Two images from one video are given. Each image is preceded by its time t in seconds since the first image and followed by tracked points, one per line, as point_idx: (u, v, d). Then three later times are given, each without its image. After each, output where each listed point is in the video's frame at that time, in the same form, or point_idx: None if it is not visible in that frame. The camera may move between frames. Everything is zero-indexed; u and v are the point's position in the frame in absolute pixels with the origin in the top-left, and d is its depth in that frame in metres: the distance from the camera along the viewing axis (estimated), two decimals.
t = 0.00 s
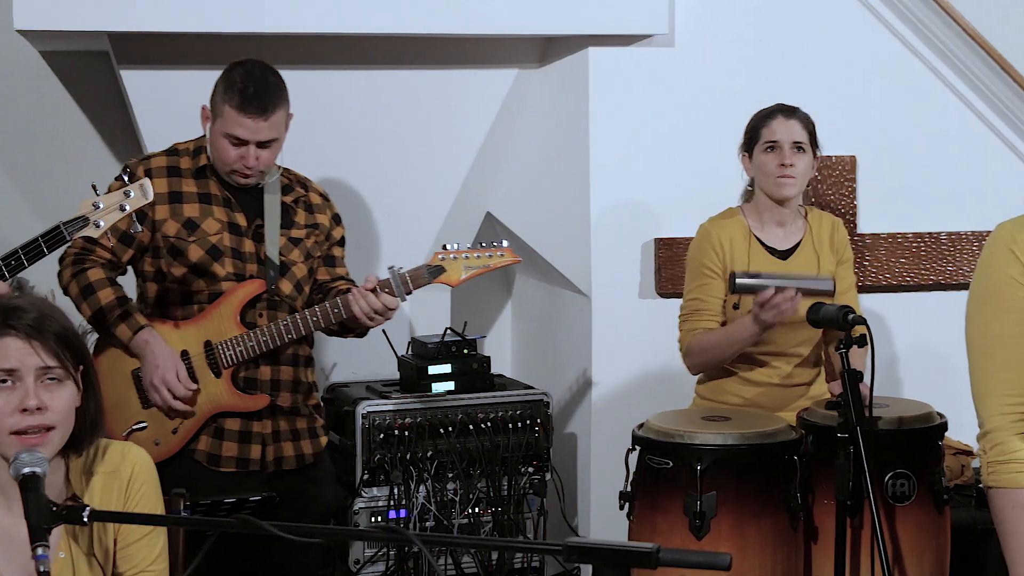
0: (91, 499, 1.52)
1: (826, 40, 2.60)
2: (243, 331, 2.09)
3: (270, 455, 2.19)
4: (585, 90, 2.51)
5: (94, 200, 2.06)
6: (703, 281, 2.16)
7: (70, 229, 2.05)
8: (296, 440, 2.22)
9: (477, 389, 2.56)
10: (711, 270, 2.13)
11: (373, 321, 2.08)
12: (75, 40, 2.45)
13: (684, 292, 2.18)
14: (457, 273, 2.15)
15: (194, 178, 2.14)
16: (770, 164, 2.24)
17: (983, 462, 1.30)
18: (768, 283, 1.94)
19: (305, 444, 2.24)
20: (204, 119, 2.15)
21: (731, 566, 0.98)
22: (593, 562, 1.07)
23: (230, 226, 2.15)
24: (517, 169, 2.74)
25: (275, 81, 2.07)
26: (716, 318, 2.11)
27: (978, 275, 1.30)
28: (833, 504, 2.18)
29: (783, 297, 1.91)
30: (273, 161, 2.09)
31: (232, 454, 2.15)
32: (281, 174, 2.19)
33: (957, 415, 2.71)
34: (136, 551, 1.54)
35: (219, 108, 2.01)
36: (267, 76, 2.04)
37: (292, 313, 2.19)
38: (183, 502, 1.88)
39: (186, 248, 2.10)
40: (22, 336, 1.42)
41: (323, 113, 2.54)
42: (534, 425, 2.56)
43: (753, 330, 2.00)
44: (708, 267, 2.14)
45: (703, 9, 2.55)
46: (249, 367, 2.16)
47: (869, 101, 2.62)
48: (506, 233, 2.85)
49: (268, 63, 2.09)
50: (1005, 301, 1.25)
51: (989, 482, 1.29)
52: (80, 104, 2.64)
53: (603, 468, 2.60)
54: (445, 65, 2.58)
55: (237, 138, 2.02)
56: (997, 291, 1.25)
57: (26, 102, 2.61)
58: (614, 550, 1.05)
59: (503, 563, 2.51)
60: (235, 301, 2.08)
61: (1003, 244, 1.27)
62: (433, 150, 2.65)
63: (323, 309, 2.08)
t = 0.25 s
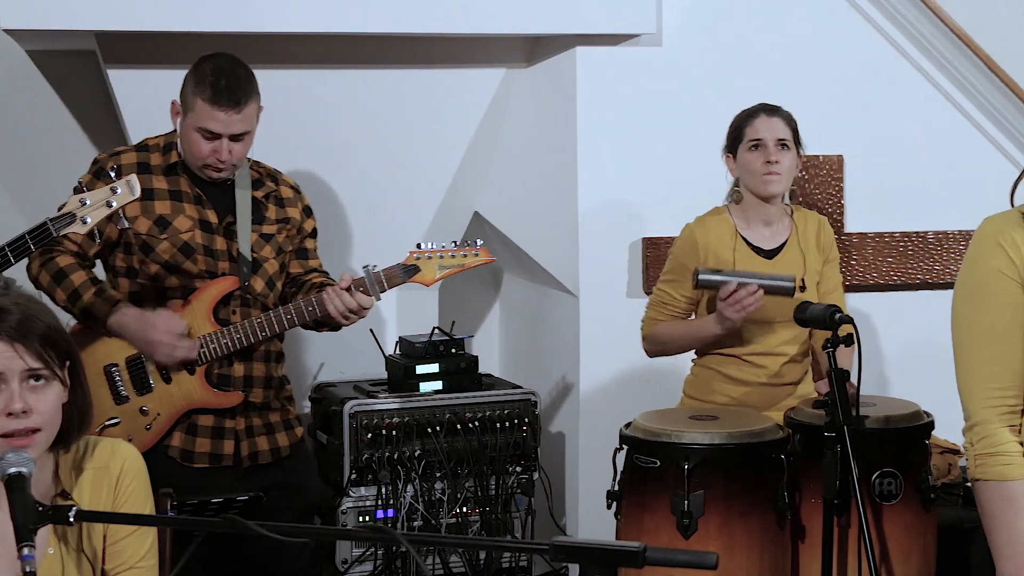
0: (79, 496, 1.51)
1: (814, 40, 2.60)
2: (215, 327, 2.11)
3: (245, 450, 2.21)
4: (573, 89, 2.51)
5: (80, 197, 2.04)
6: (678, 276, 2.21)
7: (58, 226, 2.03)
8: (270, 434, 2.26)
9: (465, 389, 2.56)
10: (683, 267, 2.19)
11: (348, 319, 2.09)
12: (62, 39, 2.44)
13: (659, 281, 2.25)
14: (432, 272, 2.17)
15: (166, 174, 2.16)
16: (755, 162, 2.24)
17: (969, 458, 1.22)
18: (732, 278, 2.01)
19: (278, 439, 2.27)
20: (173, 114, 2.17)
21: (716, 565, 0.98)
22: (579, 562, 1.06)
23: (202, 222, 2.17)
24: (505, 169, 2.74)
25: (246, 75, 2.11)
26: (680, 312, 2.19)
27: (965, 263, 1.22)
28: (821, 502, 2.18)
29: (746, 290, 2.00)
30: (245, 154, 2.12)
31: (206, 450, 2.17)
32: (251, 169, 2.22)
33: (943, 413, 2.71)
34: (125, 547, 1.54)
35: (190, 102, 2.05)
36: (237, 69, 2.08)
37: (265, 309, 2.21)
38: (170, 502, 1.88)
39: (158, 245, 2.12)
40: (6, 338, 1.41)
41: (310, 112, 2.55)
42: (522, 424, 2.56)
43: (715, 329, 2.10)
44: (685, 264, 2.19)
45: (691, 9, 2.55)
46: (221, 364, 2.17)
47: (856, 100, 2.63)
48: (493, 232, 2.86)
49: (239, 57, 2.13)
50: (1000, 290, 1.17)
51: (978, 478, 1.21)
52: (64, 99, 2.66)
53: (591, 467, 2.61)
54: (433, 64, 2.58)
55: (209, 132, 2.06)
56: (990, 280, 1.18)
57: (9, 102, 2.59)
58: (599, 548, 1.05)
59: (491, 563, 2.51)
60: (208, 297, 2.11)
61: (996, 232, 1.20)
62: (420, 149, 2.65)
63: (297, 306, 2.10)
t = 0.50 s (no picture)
0: (67, 501, 1.52)
1: (802, 39, 2.60)
2: (198, 329, 2.15)
3: (227, 449, 2.28)
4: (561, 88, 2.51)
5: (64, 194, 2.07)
6: (664, 281, 2.18)
7: (42, 223, 2.06)
8: (252, 431, 2.33)
9: (452, 388, 2.56)
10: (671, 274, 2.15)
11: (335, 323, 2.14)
12: (48, 37, 2.44)
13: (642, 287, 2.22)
14: (415, 275, 2.22)
15: (145, 176, 2.20)
16: (739, 163, 2.26)
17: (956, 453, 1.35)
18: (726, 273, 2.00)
19: (257, 436, 2.33)
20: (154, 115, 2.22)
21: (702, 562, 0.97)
22: (565, 562, 1.05)
23: (182, 224, 2.21)
24: (492, 169, 2.75)
25: (227, 78, 2.17)
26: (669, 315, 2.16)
27: (949, 270, 1.35)
28: (808, 501, 2.18)
29: (739, 284, 1.99)
30: (226, 157, 2.18)
31: (187, 450, 2.23)
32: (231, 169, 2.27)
33: (929, 412, 2.72)
34: (111, 551, 1.54)
35: (173, 106, 2.11)
36: (219, 73, 2.13)
37: (245, 309, 2.26)
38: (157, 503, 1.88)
39: (139, 247, 2.16)
40: None
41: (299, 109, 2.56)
42: (510, 424, 2.56)
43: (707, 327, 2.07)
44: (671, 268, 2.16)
45: (679, 8, 2.55)
46: (203, 365, 2.23)
47: (844, 100, 2.64)
48: (481, 232, 2.86)
49: (220, 60, 2.19)
50: (980, 292, 1.31)
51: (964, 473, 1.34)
52: (47, 94, 2.68)
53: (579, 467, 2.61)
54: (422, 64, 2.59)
55: (192, 136, 2.12)
56: (971, 283, 1.31)
57: None
58: (583, 549, 1.04)
59: (479, 562, 2.51)
60: (190, 299, 2.15)
61: (975, 241, 1.34)
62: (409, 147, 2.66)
63: (280, 309, 2.15)
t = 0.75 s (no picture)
0: (49, 496, 1.52)
1: (789, 39, 2.61)
2: (184, 327, 2.20)
3: (213, 449, 2.31)
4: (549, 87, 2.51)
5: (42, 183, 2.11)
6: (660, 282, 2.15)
7: (19, 214, 2.08)
8: (237, 430, 2.36)
9: (442, 387, 2.56)
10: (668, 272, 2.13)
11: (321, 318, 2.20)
12: (36, 38, 2.45)
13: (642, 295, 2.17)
14: (400, 271, 2.27)
15: (129, 175, 2.25)
16: (721, 159, 2.25)
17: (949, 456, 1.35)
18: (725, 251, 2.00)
19: (243, 434, 2.36)
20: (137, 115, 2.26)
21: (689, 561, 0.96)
22: (553, 561, 1.05)
23: (166, 223, 2.26)
24: (481, 168, 2.76)
25: (211, 78, 2.20)
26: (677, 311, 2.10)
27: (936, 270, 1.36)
28: (796, 500, 2.18)
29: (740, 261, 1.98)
30: (210, 158, 2.22)
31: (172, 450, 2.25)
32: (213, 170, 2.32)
33: (918, 411, 2.73)
34: (95, 547, 1.54)
35: (158, 107, 2.14)
36: (203, 74, 2.16)
37: (229, 308, 2.32)
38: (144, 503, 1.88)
39: (123, 245, 2.21)
40: None
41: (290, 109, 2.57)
42: (499, 423, 2.56)
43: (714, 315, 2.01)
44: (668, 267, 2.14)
45: (667, 8, 2.55)
46: (188, 363, 2.26)
47: (832, 99, 2.65)
48: (470, 231, 2.87)
49: (203, 60, 2.22)
50: (969, 292, 1.31)
51: (957, 476, 1.34)
52: (36, 95, 2.70)
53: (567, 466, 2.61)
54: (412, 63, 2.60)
55: (177, 137, 2.15)
56: (960, 283, 1.32)
57: None
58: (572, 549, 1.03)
59: (467, 562, 2.50)
60: (175, 297, 2.20)
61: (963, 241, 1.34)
62: (398, 146, 2.69)
63: (267, 305, 2.20)
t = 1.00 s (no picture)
0: (36, 499, 1.50)
1: (778, 38, 2.62)
2: (169, 325, 2.22)
3: (200, 447, 2.31)
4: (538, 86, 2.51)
5: (23, 177, 2.15)
6: (640, 284, 2.18)
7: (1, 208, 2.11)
8: (225, 429, 2.36)
9: (431, 387, 2.56)
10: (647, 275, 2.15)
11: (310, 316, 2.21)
12: (25, 37, 2.45)
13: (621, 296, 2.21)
14: (388, 269, 2.29)
15: (115, 173, 2.25)
16: (712, 161, 2.26)
17: (942, 459, 1.35)
18: (700, 269, 1.98)
19: (230, 433, 2.36)
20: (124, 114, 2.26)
21: (677, 561, 0.96)
22: (540, 560, 1.05)
23: (152, 221, 2.27)
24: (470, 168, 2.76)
25: (199, 77, 2.21)
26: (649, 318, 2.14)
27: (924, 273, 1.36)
28: (785, 499, 2.19)
29: (716, 278, 1.97)
30: (197, 156, 2.23)
31: (159, 449, 2.26)
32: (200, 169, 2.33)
33: (907, 411, 2.74)
34: (82, 549, 1.53)
35: (145, 105, 2.14)
36: (191, 72, 2.17)
37: (216, 306, 2.33)
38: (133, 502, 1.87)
39: (109, 243, 2.22)
40: None
41: (279, 109, 2.58)
42: (488, 423, 2.56)
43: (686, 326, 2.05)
44: (647, 269, 2.16)
45: (656, 7, 2.56)
46: (175, 362, 2.26)
47: (820, 99, 2.65)
48: (459, 231, 2.87)
49: (191, 59, 2.23)
50: (958, 293, 1.31)
51: (950, 478, 1.34)
52: (25, 95, 2.70)
53: (556, 466, 2.62)
54: (401, 62, 2.60)
55: (165, 135, 2.16)
56: (949, 284, 1.32)
57: None
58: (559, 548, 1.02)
59: (457, 561, 2.50)
60: (161, 295, 2.21)
61: (951, 243, 1.34)
62: (387, 146, 2.69)
63: (253, 304, 2.22)
